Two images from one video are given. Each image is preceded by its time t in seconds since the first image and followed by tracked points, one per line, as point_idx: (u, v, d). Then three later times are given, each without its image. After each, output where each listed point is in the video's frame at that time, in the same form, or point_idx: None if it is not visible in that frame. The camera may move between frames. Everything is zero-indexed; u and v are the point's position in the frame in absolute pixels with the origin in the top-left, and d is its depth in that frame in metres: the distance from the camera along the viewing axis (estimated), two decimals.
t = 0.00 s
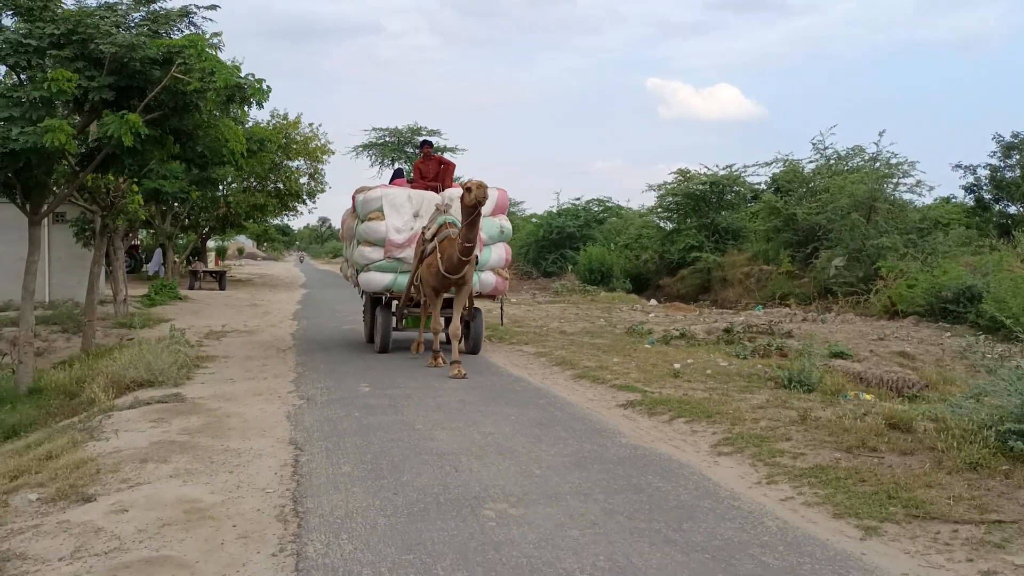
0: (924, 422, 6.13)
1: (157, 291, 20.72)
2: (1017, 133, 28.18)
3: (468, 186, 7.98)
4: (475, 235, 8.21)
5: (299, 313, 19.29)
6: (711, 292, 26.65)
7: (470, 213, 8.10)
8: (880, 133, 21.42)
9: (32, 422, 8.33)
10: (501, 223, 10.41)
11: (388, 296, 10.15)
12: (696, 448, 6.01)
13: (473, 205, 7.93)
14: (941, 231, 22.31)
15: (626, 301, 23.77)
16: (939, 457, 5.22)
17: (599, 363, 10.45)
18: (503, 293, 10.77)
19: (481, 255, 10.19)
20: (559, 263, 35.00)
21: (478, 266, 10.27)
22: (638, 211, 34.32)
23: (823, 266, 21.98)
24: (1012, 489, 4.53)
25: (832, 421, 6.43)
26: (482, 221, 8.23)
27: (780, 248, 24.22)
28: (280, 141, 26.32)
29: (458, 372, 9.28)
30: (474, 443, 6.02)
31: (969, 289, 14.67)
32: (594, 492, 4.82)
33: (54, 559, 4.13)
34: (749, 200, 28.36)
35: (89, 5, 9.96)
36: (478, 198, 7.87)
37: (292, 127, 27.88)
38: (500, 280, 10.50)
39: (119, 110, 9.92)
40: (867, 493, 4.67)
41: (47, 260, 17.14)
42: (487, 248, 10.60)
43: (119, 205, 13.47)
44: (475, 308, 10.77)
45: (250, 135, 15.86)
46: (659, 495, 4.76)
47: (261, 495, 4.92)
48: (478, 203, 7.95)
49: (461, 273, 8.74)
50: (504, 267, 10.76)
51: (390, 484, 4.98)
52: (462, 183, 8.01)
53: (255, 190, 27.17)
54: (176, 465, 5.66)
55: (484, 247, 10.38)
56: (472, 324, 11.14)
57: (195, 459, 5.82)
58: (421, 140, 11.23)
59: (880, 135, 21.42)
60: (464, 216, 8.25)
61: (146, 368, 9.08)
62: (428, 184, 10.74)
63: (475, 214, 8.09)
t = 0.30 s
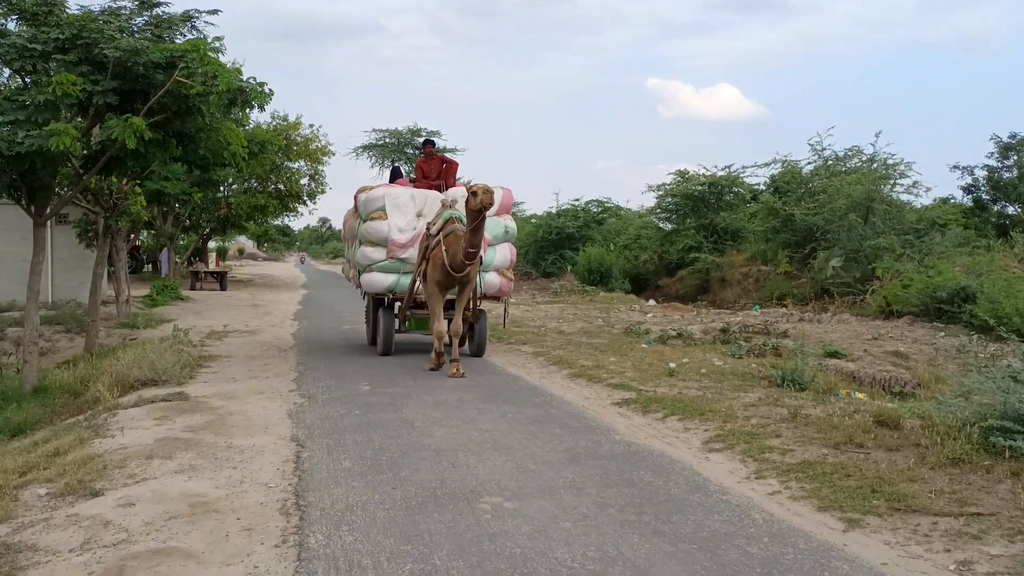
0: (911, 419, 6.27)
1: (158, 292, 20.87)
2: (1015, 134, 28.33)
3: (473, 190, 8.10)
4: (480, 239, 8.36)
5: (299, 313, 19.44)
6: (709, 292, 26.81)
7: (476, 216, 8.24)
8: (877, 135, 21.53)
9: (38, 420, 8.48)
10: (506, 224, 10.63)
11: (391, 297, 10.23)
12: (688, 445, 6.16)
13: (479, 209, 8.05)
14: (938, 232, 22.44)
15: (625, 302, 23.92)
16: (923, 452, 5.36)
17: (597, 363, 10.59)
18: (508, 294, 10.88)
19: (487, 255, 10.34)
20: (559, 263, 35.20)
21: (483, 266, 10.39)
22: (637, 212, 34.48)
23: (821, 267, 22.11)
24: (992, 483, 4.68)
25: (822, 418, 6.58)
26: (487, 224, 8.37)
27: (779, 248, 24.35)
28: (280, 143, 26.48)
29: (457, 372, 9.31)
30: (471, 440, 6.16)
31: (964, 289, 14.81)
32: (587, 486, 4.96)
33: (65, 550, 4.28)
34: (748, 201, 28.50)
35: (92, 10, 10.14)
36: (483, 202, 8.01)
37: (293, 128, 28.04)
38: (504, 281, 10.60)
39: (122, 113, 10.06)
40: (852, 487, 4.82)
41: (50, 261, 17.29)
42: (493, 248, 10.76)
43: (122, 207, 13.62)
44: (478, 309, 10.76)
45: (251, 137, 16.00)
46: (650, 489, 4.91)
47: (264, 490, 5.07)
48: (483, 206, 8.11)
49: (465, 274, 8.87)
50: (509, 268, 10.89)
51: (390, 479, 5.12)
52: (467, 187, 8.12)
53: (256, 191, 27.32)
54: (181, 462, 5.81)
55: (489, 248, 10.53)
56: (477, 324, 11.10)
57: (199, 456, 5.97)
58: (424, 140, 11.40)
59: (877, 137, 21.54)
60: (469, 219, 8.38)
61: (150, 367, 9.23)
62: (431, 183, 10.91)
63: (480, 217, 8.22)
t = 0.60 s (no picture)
0: (898, 416, 6.40)
1: (159, 292, 21.00)
2: (1014, 134, 28.44)
3: (477, 186, 7.95)
4: (481, 237, 8.30)
5: (300, 313, 19.56)
6: (708, 292, 26.91)
7: (478, 215, 8.18)
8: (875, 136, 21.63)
9: (41, 419, 8.61)
10: (511, 224, 10.71)
11: (392, 298, 10.38)
12: (679, 441, 6.29)
13: (480, 207, 7.97)
14: (936, 232, 22.57)
15: (624, 301, 24.04)
16: (906, 448, 5.49)
17: (593, 362, 10.72)
18: (512, 296, 10.97)
19: (492, 256, 10.44)
20: (559, 263, 35.37)
21: (488, 267, 10.49)
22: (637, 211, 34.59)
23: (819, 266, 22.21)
24: (971, 477, 4.80)
25: (810, 416, 6.71)
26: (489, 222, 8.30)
27: (778, 248, 24.45)
28: (281, 143, 26.61)
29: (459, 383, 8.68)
30: (467, 437, 6.30)
31: (958, 289, 14.94)
32: (577, 481, 5.09)
33: (69, 544, 4.40)
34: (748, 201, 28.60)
35: (94, 14, 10.29)
36: (487, 199, 7.84)
37: (293, 129, 28.17)
38: (508, 283, 10.71)
39: (124, 116, 10.19)
40: (835, 482, 4.94)
41: (52, 261, 17.43)
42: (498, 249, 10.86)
43: (123, 208, 13.75)
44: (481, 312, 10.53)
45: (251, 138, 16.13)
46: (639, 484, 5.04)
47: (263, 485, 5.20)
48: (486, 204, 7.95)
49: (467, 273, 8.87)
50: (513, 269, 10.99)
51: (385, 475, 5.25)
52: (470, 184, 7.98)
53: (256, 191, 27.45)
54: (182, 458, 5.93)
55: (494, 248, 10.63)
56: (480, 328, 10.80)
57: (200, 453, 6.10)
58: (426, 137, 11.47)
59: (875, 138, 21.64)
60: (471, 218, 8.32)
61: (151, 366, 9.37)
62: (435, 182, 11.03)
63: (482, 216, 8.16)
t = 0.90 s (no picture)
0: (893, 413, 6.50)
1: (170, 292, 21.24)
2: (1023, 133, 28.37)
3: (489, 185, 7.90)
4: (490, 237, 8.23)
5: (309, 313, 19.75)
6: (716, 292, 26.96)
7: (488, 214, 8.11)
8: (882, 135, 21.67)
9: (54, 415, 8.79)
10: (520, 223, 10.82)
11: (401, 299, 10.52)
12: (676, 437, 6.40)
13: (490, 206, 7.90)
14: (943, 231, 22.59)
15: (631, 301, 24.11)
16: (897, 444, 5.60)
17: (596, 360, 10.84)
18: (523, 295, 11.06)
19: (502, 255, 10.54)
20: (566, 263, 35.51)
21: (497, 267, 10.59)
22: (644, 211, 34.66)
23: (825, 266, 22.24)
24: (959, 471, 4.91)
25: (806, 412, 6.82)
26: (498, 222, 8.22)
27: (785, 248, 24.46)
28: (290, 145, 26.83)
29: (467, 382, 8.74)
30: (469, 433, 6.43)
31: (962, 288, 15.00)
32: (573, 474, 5.22)
33: (81, 533, 4.57)
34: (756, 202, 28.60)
35: (105, 19, 10.50)
36: (498, 198, 7.75)
37: (302, 130, 28.39)
38: (518, 282, 10.80)
39: (135, 119, 10.37)
40: (825, 476, 5.06)
41: (64, 262, 17.68)
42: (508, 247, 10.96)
43: (134, 209, 13.96)
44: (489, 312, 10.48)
45: (261, 139, 16.33)
46: (634, 478, 5.17)
47: (268, 478, 5.35)
48: (497, 202, 7.89)
49: (476, 273, 8.81)
50: (523, 268, 11.09)
51: (387, 469, 5.39)
52: (482, 182, 7.93)
53: (266, 192, 27.69)
54: (191, 453, 6.10)
55: (504, 247, 10.74)
56: (490, 327, 10.87)
57: (208, 448, 6.25)
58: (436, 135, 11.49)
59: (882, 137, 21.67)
60: (480, 217, 8.26)
61: (161, 364, 9.56)
62: (442, 181, 11.07)
63: (492, 216, 8.09)
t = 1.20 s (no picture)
0: (895, 413, 6.58)
1: (189, 289, 21.55)
2: None
3: (510, 187, 7.86)
4: (512, 241, 8.14)
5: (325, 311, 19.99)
6: (731, 292, 26.94)
7: (509, 218, 8.03)
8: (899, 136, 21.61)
9: (75, 409, 9.01)
10: (539, 222, 10.85)
11: (417, 300, 10.44)
12: (679, 435, 6.52)
13: (513, 210, 7.82)
14: (961, 232, 22.49)
15: (645, 301, 24.15)
16: (897, 443, 5.69)
17: (606, 359, 10.97)
18: (542, 296, 11.18)
19: (520, 255, 10.64)
20: (581, 262, 35.63)
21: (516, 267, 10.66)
22: (660, 212, 34.69)
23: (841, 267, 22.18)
24: (955, 471, 5.03)
25: (809, 412, 6.92)
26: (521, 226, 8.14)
27: (801, 248, 24.41)
28: (308, 145, 27.12)
29: (503, 390, 8.21)
30: (478, 429, 6.58)
31: (976, 290, 15.00)
32: (576, 470, 5.36)
33: (101, 521, 4.76)
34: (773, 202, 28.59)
35: (127, 21, 10.76)
36: (520, 200, 7.73)
37: (319, 130, 28.68)
38: (537, 282, 10.89)
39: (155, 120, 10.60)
40: (823, 473, 5.17)
41: (86, 259, 18.01)
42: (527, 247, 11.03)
43: (154, 208, 14.22)
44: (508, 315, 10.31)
45: (278, 140, 16.57)
46: (635, 473, 5.30)
47: (281, 471, 5.53)
48: (518, 206, 7.85)
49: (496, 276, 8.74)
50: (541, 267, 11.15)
51: (396, 463, 5.56)
52: (504, 184, 7.86)
53: (284, 191, 27.99)
54: (207, 446, 6.29)
55: (522, 248, 10.79)
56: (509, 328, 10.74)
57: (223, 441, 6.44)
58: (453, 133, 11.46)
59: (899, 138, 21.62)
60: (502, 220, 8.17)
61: (179, 360, 9.81)
62: (460, 179, 11.02)
63: (513, 219, 8.00)
